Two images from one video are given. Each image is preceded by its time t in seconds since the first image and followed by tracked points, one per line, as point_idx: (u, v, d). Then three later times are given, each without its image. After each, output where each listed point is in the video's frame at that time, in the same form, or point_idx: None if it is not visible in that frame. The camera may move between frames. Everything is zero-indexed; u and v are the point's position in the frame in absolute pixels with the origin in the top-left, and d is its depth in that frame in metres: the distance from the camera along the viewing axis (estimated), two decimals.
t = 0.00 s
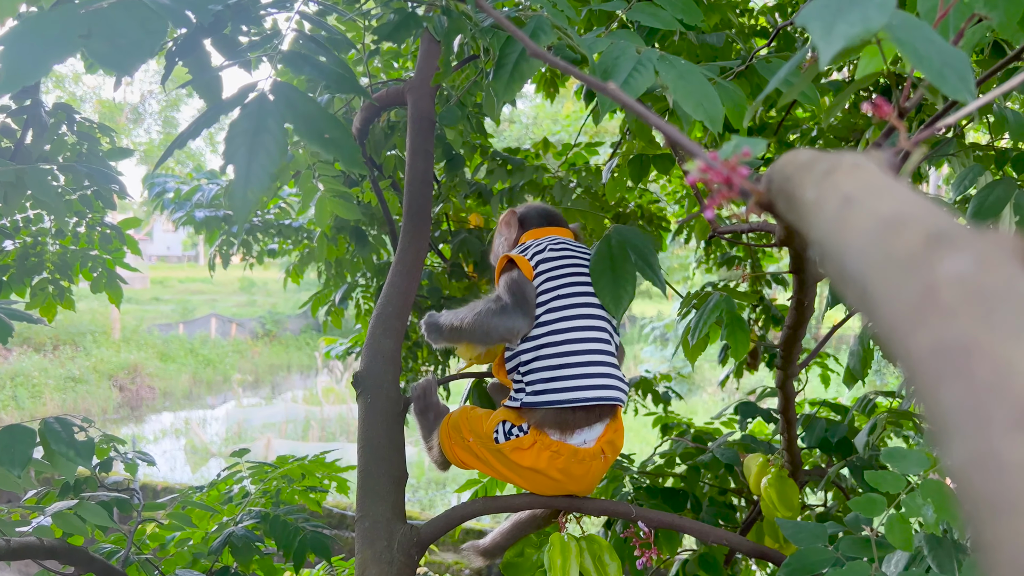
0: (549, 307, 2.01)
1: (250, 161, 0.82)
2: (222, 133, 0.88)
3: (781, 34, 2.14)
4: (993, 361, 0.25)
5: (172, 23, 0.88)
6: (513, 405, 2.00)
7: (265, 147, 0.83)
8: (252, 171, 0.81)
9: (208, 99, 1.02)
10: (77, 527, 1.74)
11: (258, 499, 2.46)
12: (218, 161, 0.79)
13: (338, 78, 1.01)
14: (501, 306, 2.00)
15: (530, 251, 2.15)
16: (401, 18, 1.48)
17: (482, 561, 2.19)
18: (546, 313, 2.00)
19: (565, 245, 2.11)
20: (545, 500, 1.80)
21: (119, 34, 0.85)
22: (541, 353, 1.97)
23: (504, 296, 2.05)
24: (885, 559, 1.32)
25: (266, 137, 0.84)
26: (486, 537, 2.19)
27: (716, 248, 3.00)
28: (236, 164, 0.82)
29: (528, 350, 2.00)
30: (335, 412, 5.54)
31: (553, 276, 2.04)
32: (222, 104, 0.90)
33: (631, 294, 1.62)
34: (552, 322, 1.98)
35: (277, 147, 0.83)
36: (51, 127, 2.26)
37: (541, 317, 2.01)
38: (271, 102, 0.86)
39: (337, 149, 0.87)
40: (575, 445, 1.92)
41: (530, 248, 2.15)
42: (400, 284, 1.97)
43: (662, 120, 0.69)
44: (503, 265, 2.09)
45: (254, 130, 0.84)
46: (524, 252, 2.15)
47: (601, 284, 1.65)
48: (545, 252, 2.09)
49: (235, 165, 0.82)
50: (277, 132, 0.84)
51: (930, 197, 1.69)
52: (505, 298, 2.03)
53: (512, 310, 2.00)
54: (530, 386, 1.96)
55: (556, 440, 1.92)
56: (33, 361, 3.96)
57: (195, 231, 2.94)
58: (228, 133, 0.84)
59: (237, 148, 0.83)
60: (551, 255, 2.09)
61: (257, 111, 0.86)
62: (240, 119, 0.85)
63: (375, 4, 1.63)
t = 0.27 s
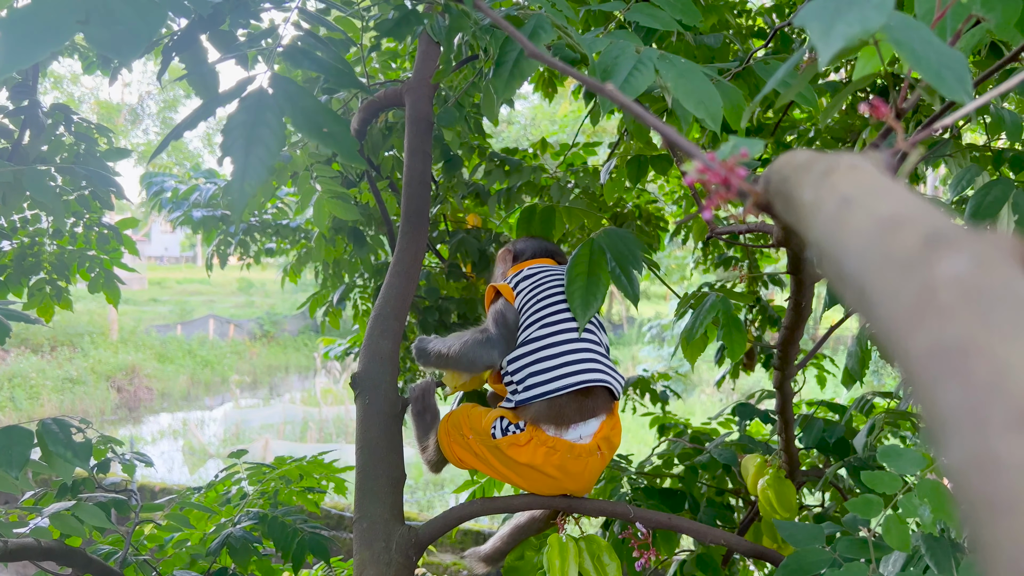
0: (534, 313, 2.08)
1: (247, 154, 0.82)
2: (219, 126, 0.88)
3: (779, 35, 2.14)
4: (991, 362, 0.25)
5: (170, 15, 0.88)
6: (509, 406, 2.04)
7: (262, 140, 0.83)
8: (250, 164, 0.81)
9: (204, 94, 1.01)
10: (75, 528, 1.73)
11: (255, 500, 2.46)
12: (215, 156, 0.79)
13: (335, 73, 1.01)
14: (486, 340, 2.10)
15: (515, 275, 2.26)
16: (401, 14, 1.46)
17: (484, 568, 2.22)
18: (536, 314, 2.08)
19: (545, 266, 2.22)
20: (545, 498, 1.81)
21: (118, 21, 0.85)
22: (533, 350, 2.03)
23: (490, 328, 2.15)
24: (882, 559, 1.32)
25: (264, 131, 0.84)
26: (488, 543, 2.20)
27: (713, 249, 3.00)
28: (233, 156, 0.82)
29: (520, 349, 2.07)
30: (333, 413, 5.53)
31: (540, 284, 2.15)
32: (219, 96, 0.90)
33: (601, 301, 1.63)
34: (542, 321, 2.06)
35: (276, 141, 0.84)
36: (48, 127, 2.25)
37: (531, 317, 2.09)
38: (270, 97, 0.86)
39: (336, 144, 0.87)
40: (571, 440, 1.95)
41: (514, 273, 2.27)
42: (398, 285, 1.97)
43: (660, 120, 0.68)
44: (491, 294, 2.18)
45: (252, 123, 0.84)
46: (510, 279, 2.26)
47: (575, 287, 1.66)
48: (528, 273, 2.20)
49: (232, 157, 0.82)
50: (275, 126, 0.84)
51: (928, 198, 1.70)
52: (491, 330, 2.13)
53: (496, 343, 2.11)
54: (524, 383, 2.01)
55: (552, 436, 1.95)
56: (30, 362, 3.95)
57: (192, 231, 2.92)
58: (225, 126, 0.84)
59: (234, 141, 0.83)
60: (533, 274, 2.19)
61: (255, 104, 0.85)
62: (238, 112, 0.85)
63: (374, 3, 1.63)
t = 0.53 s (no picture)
0: (524, 317, 2.11)
1: (246, 148, 0.82)
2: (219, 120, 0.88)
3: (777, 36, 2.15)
4: (990, 361, 0.25)
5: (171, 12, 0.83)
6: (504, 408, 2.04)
7: (262, 134, 0.83)
8: (249, 157, 0.82)
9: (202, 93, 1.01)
10: (73, 529, 1.73)
11: (253, 501, 2.45)
12: (214, 150, 0.79)
13: (332, 64, 1.02)
14: (478, 348, 2.09)
15: (506, 286, 2.30)
16: (401, 12, 1.46)
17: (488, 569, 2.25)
18: (526, 316, 2.11)
19: (533, 277, 2.27)
20: (543, 499, 1.81)
21: (119, 14, 0.81)
22: (523, 350, 2.04)
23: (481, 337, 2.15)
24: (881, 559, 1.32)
25: (265, 124, 0.84)
26: (495, 540, 2.24)
27: (711, 250, 3.01)
28: (234, 150, 0.82)
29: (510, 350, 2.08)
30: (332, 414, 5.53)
31: (529, 291, 2.19)
32: (219, 90, 0.90)
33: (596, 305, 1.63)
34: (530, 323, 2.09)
35: (276, 133, 0.84)
36: (47, 128, 2.25)
37: (521, 319, 2.12)
38: (270, 90, 0.86)
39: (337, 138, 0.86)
40: (565, 438, 1.94)
41: (505, 284, 2.31)
42: (397, 285, 1.97)
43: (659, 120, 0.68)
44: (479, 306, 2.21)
45: (251, 117, 0.84)
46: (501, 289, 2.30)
47: (570, 288, 1.66)
48: (517, 282, 2.24)
49: (231, 151, 0.82)
50: (275, 120, 0.84)
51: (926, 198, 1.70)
52: (482, 339, 2.13)
53: (487, 351, 2.09)
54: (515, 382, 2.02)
55: (547, 434, 1.94)
56: (28, 363, 3.96)
57: (190, 232, 2.93)
58: (224, 120, 0.84)
59: (234, 135, 0.83)
60: (523, 283, 2.23)
61: (255, 98, 0.86)
62: (238, 106, 0.85)
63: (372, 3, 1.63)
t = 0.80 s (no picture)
0: (523, 318, 2.12)
1: (245, 143, 0.82)
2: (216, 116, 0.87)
3: (775, 36, 2.15)
4: (987, 362, 0.25)
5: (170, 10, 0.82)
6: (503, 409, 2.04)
7: (260, 130, 0.83)
8: (247, 154, 0.81)
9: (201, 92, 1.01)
10: (71, 529, 1.73)
11: (252, 502, 2.45)
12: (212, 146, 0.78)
13: (327, 60, 1.02)
14: (477, 348, 2.09)
15: (504, 287, 2.30)
16: (401, 10, 1.46)
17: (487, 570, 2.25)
18: (525, 317, 2.12)
19: (531, 278, 2.27)
20: (542, 499, 1.81)
21: (118, 9, 0.80)
22: (522, 351, 2.05)
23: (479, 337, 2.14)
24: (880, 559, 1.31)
25: (263, 120, 0.84)
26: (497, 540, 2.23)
27: (709, 250, 3.01)
28: (232, 146, 0.82)
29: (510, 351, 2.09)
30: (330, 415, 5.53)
31: (528, 292, 2.20)
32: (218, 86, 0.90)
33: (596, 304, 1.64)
34: (528, 323, 2.10)
35: (275, 129, 0.83)
36: (45, 128, 2.25)
37: (520, 320, 2.13)
38: (269, 88, 0.86)
39: (337, 136, 0.86)
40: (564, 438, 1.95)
41: (503, 285, 2.31)
42: (396, 285, 1.97)
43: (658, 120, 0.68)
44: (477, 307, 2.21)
45: (250, 113, 0.84)
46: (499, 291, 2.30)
47: (570, 287, 1.66)
48: (516, 283, 2.25)
49: (230, 148, 0.82)
50: (273, 116, 0.84)
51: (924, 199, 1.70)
52: (480, 340, 2.13)
53: (487, 351, 2.09)
54: (515, 382, 2.02)
55: (546, 434, 1.94)
56: (27, 364, 3.96)
57: (188, 232, 2.93)
58: (223, 116, 0.84)
59: (232, 130, 0.83)
60: (522, 284, 2.24)
61: (253, 94, 0.85)
62: (237, 102, 0.85)
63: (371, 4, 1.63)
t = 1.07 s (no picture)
0: (522, 319, 2.12)
1: (241, 140, 0.82)
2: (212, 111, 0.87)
3: (775, 36, 2.15)
4: (987, 363, 0.25)
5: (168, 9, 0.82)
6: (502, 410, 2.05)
7: (257, 127, 0.83)
8: (244, 150, 0.81)
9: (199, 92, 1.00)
10: (69, 530, 1.73)
11: (251, 502, 2.45)
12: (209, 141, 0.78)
13: (324, 57, 1.01)
14: (475, 348, 2.13)
15: (502, 288, 2.31)
16: (400, 9, 1.46)
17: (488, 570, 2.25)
18: (524, 318, 2.12)
19: (529, 279, 2.27)
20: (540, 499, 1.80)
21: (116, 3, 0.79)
22: (520, 352, 2.05)
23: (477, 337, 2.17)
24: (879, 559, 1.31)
25: (260, 116, 0.84)
26: (498, 539, 2.24)
27: (708, 251, 3.01)
28: (228, 142, 0.82)
29: (509, 352, 2.09)
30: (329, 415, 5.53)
31: (526, 292, 2.21)
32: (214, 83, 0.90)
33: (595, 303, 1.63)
34: (526, 325, 2.10)
35: (272, 127, 0.83)
36: (43, 129, 2.25)
37: (518, 321, 2.13)
38: (267, 85, 0.86)
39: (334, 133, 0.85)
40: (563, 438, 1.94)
41: (501, 286, 2.31)
42: (395, 286, 1.97)
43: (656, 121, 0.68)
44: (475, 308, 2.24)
45: (247, 110, 0.84)
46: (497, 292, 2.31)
47: (569, 287, 1.66)
48: (514, 284, 2.25)
49: (227, 143, 0.81)
50: (271, 113, 0.84)
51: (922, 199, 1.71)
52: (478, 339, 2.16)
53: (485, 351, 2.12)
54: (513, 383, 2.02)
55: (546, 435, 1.94)
56: (26, 364, 3.96)
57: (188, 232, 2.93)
58: (219, 112, 0.83)
59: (228, 126, 0.82)
60: (520, 285, 2.24)
61: (251, 92, 0.85)
62: (233, 99, 0.85)
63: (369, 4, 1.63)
